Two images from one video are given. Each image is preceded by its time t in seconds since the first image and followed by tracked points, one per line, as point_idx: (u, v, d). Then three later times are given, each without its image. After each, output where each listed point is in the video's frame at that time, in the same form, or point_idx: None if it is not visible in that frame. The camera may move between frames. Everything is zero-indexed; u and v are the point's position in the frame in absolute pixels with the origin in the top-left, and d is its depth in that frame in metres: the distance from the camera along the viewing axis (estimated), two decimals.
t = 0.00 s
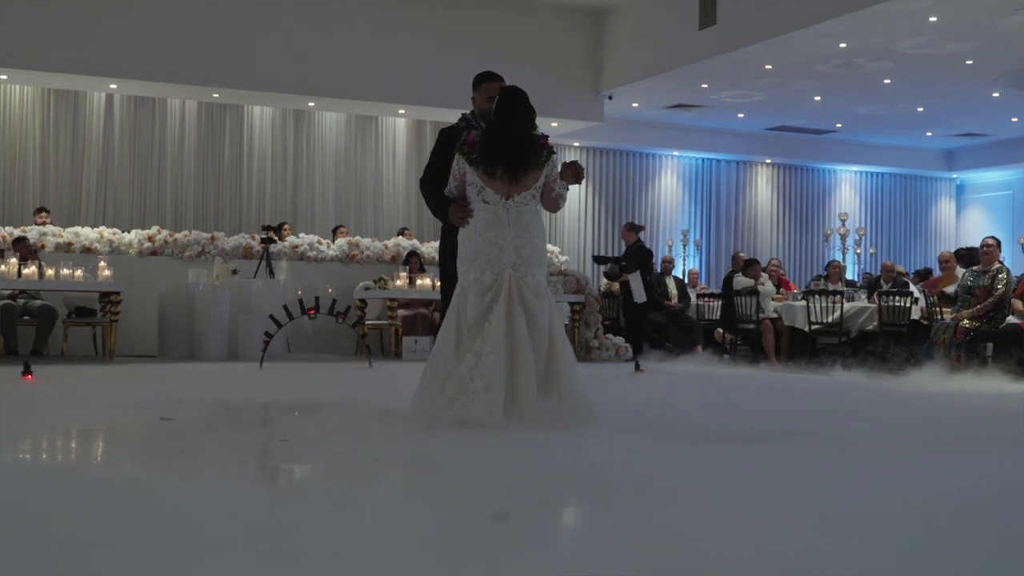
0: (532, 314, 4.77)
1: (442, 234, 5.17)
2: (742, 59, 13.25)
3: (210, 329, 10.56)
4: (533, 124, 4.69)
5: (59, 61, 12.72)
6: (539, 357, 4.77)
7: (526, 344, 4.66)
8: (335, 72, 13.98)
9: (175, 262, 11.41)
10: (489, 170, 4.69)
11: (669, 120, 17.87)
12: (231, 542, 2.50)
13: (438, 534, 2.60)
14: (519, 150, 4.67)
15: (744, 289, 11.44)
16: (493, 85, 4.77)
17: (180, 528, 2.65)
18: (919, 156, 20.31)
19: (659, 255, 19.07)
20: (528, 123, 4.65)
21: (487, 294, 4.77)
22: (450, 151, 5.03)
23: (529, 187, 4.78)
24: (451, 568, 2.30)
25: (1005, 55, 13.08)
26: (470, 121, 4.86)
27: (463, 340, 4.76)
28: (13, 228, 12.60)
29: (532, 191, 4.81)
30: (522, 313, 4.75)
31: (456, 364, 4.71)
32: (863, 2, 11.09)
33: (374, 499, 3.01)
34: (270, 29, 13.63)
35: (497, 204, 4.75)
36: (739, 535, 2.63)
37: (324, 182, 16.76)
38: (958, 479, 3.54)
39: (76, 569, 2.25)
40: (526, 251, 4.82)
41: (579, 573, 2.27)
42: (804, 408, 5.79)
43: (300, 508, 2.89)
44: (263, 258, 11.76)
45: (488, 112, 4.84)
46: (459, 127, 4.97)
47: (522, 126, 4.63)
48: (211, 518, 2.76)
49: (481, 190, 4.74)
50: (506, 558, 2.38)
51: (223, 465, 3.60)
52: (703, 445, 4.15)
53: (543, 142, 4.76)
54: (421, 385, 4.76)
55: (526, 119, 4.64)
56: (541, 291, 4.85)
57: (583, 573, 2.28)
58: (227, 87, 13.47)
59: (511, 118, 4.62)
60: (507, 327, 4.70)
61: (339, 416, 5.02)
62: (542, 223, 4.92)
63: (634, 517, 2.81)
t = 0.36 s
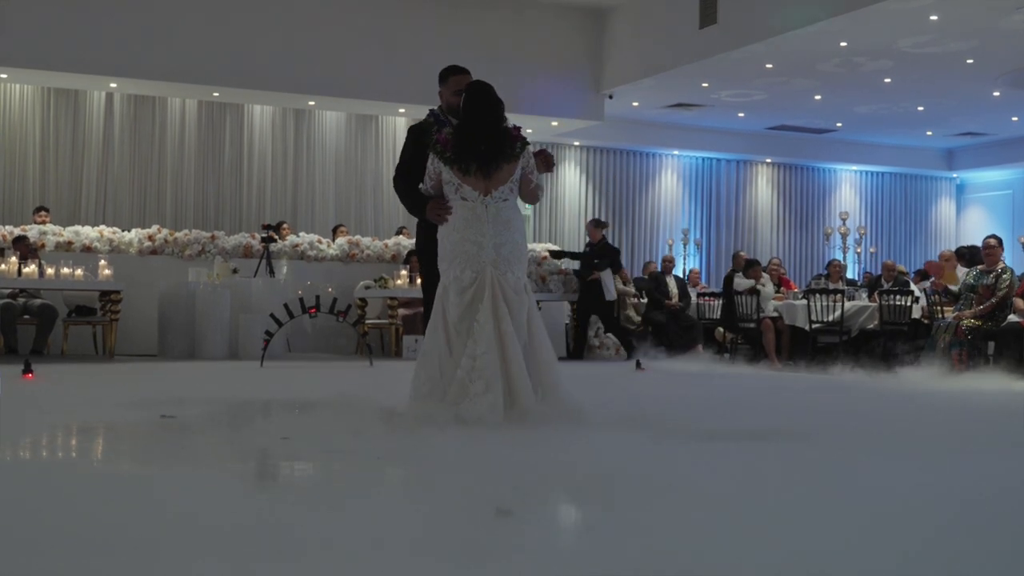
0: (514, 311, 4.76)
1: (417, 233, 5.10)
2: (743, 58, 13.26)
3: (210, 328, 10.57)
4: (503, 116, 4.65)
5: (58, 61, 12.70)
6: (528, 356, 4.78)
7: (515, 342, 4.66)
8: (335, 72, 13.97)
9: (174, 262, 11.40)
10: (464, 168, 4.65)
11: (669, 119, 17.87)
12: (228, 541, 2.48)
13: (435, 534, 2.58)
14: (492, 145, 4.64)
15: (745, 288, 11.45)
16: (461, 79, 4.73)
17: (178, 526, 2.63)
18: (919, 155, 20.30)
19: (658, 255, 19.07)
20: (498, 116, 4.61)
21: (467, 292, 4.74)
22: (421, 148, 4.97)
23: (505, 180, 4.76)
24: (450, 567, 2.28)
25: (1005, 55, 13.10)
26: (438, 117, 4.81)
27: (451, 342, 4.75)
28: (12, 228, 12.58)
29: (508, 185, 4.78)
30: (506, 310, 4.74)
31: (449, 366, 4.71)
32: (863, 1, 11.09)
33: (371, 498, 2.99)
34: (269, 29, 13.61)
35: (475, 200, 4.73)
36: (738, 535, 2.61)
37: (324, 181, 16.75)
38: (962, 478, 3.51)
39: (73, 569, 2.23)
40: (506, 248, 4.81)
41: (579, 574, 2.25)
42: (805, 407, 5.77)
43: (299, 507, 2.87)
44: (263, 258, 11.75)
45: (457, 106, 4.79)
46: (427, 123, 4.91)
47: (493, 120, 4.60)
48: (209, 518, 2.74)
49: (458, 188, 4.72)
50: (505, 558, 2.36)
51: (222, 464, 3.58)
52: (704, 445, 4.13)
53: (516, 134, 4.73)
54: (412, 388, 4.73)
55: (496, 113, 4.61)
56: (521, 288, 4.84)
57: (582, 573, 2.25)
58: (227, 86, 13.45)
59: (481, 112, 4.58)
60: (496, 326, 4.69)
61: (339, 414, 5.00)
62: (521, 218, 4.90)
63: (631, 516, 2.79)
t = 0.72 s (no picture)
0: (511, 311, 4.75)
1: (410, 234, 5.08)
2: (742, 58, 13.25)
3: (210, 329, 10.57)
4: (496, 117, 4.65)
5: (58, 62, 12.71)
6: (526, 356, 4.77)
7: (513, 343, 4.65)
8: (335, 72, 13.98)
9: (174, 263, 11.40)
10: (459, 170, 4.66)
11: (669, 120, 17.86)
12: (229, 542, 2.49)
13: (438, 534, 2.59)
14: (486, 146, 4.64)
15: (745, 288, 11.43)
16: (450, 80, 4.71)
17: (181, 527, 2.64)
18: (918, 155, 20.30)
19: (658, 255, 19.08)
20: (491, 117, 4.62)
21: (465, 293, 4.73)
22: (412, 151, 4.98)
23: (499, 181, 4.75)
24: (452, 568, 2.28)
25: (1005, 55, 13.09)
26: (428, 119, 4.82)
27: (449, 345, 4.75)
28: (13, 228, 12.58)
29: (503, 185, 4.78)
30: (504, 310, 4.73)
31: (447, 366, 4.70)
32: (863, 1, 11.08)
33: (372, 499, 3.00)
34: (269, 29, 13.62)
35: (470, 201, 4.73)
36: (741, 535, 2.62)
37: (324, 181, 16.75)
38: (961, 478, 3.53)
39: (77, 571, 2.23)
40: (501, 248, 4.80)
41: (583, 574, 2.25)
42: (806, 408, 5.78)
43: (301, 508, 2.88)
44: (262, 259, 11.75)
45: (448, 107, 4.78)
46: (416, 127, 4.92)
47: (486, 120, 4.60)
48: (210, 518, 2.75)
49: (452, 189, 4.72)
50: (506, 558, 2.37)
51: (223, 465, 3.58)
52: (704, 445, 4.14)
53: (509, 135, 4.73)
54: (411, 390, 4.75)
55: (489, 113, 4.61)
56: (519, 287, 4.83)
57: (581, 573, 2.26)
58: (227, 87, 13.45)
59: (474, 115, 4.59)
60: (493, 326, 4.68)
61: (339, 415, 5.01)
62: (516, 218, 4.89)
63: (630, 517, 2.80)
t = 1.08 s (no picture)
0: (509, 313, 4.75)
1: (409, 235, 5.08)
2: (743, 59, 13.23)
3: (210, 329, 10.58)
4: (497, 119, 4.64)
5: (59, 62, 12.72)
6: (525, 357, 4.78)
7: (511, 345, 4.66)
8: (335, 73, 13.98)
9: (174, 263, 11.40)
10: (459, 170, 4.65)
11: (669, 120, 17.86)
12: (230, 542, 2.50)
13: (439, 535, 2.60)
14: (487, 147, 4.64)
15: (744, 289, 11.42)
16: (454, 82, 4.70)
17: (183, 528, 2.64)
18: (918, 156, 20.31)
19: (658, 256, 19.09)
20: (492, 119, 4.61)
21: (463, 294, 4.74)
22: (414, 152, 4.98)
23: (499, 183, 4.75)
24: (451, 569, 2.29)
25: (1005, 55, 13.07)
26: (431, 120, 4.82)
27: (447, 347, 4.74)
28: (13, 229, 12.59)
29: (503, 186, 4.77)
30: (502, 312, 4.74)
31: (446, 368, 4.71)
32: (864, 1, 11.07)
33: (372, 500, 3.01)
34: (269, 30, 13.62)
35: (469, 203, 4.73)
36: (738, 535, 2.63)
37: (324, 182, 16.75)
38: (960, 479, 3.54)
39: (78, 571, 2.24)
40: (500, 249, 4.79)
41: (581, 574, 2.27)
42: (805, 409, 5.79)
43: (301, 509, 2.89)
44: (262, 259, 11.75)
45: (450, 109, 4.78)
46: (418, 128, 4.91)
47: (488, 123, 4.60)
48: (212, 519, 2.76)
49: (453, 190, 4.73)
50: (506, 559, 2.38)
51: (222, 466, 3.59)
52: (703, 446, 4.15)
53: (510, 137, 4.71)
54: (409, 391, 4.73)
55: (490, 116, 4.61)
56: (518, 289, 4.83)
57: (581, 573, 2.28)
58: (227, 87, 13.45)
59: (474, 117, 4.58)
60: (491, 328, 4.69)
61: (340, 416, 5.02)
62: (516, 220, 4.88)
63: (629, 517, 2.82)
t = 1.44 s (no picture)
0: (519, 313, 4.76)
1: (421, 232, 5.09)
2: (742, 59, 13.24)
3: (210, 329, 10.58)
4: (517, 122, 4.64)
5: (59, 62, 12.71)
6: (531, 358, 4.78)
7: (517, 345, 4.65)
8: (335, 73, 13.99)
9: (174, 263, 11.40)
10: (477, 171, 4.62)
11: (669, 121, 17.87)
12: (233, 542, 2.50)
13: (439, 535, 2.60)
14: (506, 151, 4.63)
15: (744, 289, 11.42)
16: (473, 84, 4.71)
17: (185, 528, 2.65)
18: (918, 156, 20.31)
19: (658, 256, 19.09)
20: (512, 122, 4.62)
21: (475, 293, 4.73)
22: (428, 153, 4.95)
23: (516, 185, 4.74)
24: (453, 568, 2.30)
25: (1005, 55, 13.08)
26: (449, 122, 4.80)
27: (454, 345, 4.72)
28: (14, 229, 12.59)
29: (520, 189, 4.77)
30: (511, 313, 4.73)
31: (450, 365, 4.69)
32: (863, 2, 11.08)
33: (374, 499, 3.01)
34: (269, 30, 13.63)
35: (485, 204, 4.71)
36: (738, 535, 2.63)
37: (324, 182, 16.75)
38: (960, 479, 3.54)
39: (78, 570, 2.24)
40: (514, 250, 4.79)
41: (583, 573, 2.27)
42: (805, 410, 5.80)
43: (303, 509, 2.89)
44: (262, 259, 11.76)
45: (468, 113, 4.78)
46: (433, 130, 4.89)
47: (509, 127, 4.59)
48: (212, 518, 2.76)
49: (469, 190, 4.71)
50: (506, 559, 2.38)
51: (223, 466, 3.59)
52: (701, 446, 4.16)
53: (529, 141, 4.70)
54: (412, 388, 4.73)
55: (511, 119, 4.62)
56: (529, 291, 4.82)
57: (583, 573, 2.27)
58: (227, 88, 13.46)
59: (495, 118, 4.58)
60: (500, 328, 4.68)
61: (340, 416, 5.02)
62: (531, 223, 4.89)
63: (629, 517, 2.82)
